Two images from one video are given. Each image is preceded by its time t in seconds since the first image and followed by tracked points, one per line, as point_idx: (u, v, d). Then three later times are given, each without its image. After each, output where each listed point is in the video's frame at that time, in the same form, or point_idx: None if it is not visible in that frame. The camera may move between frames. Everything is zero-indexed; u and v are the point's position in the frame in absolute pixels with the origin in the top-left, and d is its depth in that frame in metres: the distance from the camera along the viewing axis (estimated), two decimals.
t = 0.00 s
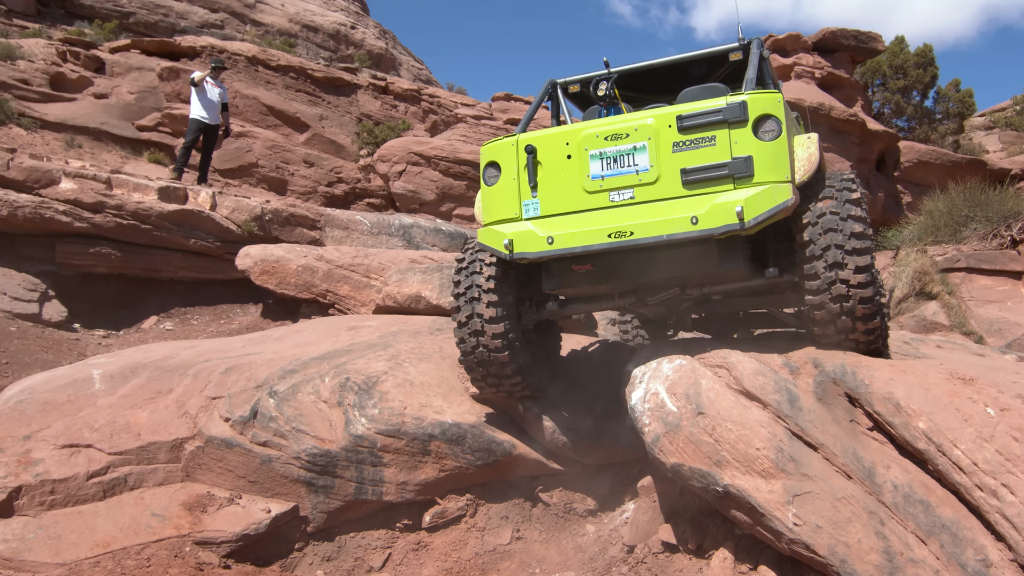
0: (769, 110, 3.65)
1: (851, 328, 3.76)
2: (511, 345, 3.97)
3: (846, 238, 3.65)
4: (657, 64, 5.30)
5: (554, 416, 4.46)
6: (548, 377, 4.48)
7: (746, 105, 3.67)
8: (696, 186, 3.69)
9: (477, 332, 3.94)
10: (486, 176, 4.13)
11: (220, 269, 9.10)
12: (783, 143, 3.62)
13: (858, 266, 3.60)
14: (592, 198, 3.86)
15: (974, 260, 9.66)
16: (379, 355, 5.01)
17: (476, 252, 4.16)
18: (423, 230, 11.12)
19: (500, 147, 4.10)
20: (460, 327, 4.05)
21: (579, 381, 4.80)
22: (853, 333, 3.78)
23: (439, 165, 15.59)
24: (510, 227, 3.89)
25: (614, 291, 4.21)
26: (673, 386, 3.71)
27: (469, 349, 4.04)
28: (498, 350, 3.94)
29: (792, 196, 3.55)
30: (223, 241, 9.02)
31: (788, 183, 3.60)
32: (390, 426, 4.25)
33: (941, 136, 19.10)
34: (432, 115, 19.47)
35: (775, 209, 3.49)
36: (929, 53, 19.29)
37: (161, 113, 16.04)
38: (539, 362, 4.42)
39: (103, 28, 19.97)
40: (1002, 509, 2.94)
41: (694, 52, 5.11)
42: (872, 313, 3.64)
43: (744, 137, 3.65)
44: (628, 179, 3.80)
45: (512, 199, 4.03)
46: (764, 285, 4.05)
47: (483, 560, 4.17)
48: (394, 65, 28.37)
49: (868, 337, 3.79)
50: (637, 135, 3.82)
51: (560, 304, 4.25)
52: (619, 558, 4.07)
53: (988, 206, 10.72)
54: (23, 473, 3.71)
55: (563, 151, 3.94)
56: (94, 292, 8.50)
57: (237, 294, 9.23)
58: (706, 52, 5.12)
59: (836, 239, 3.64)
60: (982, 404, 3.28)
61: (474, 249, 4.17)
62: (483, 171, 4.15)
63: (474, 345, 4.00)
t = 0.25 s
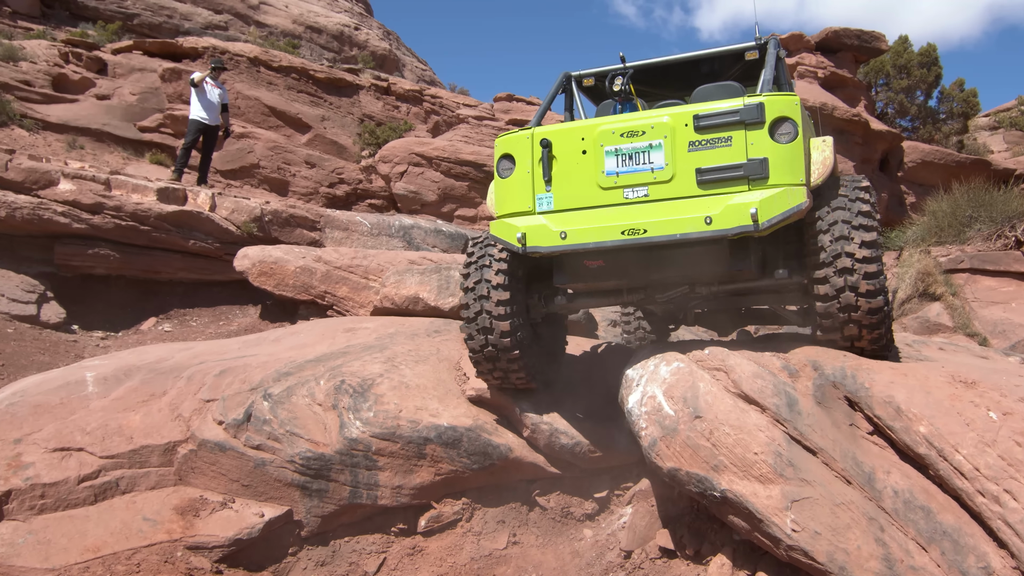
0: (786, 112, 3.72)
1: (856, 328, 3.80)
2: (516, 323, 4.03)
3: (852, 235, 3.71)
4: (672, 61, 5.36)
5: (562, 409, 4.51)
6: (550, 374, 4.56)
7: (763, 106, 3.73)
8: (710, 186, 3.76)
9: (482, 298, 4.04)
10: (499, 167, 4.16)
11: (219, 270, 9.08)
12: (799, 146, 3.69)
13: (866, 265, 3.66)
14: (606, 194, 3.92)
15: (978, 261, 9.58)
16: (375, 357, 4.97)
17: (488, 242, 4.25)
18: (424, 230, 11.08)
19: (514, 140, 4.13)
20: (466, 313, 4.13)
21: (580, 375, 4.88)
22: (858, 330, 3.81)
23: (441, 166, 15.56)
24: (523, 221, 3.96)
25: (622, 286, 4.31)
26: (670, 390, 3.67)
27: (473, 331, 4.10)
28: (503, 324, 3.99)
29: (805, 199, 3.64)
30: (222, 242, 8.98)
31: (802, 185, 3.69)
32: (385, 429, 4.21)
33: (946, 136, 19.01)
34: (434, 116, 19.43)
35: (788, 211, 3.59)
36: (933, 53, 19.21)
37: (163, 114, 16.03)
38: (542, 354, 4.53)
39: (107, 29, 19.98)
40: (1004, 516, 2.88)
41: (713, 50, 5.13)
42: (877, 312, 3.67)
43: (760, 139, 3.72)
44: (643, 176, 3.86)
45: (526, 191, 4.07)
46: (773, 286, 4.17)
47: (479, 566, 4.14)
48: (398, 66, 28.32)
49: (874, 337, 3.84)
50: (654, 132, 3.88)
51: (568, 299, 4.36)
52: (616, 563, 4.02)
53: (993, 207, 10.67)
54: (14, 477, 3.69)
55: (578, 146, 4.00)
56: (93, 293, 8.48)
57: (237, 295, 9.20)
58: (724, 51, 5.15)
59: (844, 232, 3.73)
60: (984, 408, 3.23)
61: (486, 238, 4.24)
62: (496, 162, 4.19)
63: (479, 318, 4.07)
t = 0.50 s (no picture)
0: (804, 121, 3.80)
1: (860, 330, 3.89)
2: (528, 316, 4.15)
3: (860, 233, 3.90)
4: (689, 60, 5.48)
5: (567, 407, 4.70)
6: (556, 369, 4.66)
7: (780, 114, 3.80)
8: (726, 190, 3.84)
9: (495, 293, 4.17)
10: (517, 162, 4.22)
11: (218, 271, 9.04)
12: (815, 153, 3.77)
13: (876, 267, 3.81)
14: (622, 194, 3.99)
15: (982, 261, 9.49)
16: (370, 359, 4.92)
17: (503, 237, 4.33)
18: (424, 231, 11.03)
19: (532, 136, 4.19)
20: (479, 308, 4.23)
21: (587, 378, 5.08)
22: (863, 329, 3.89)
23: (442, 167, 15.52)
24: (539, 217, 4.03)
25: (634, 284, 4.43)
26: (667, 393, 3.62)
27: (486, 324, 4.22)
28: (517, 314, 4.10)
29: (818, 208, 3.74)
30: (221, 243, 8.95)
31: (816, 193, 3.77)
32: (380, 432, 4.16)
33: (949, 136, 18.91)
34: (435, 116, 19.39)
35: (801, 219, 3.68)
36: (936, 53, 19.06)
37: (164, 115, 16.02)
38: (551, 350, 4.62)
39: (109, 30, 20.00)
40: (1006, 522, 2.83)
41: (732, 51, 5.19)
42: (884, 309, 3.78)
43: (777, 146, 3.80)
44: (660, 177, 3.94)
45: (542, 187, 4.13)
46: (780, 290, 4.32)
47: (474, 570, 4.09)
48: (402, 66, 28.26)
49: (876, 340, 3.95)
50: (672, 135, 3.95)
51: (580, 296, 4.46)
52: (612, 568, 3.99)
53: (996, 207, 10.57)
54: (2, 480, 3.64)
55: (596, 145, 4.06)
56: (91, 294, 8.46)
57: (236, 295, 9.16)
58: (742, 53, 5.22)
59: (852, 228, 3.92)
60: (986, 412, 3.18)
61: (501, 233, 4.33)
62: (513, 157, 4.24)
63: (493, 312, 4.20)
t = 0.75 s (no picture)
0: (817, 126, 3.87)
1: (862, 330, 3.99)
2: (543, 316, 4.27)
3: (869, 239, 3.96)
4: (707, 61, 5.61)
5: (578, 402, 4.85)
6: (568, 362, 4.82)
7: (794, 120, 3.88)
8: (739, 191, 3.92)
9: (512, 301, 4.25)
10: (535, 157, 4.34)
11: (216, 272, 9.03)
12: (827, 159, 3.84)
13: (882, 272, 3.90)
14: (637, 191, 4.09)
15: (985, 262, 9.41)
16: (366, 361, 4.88)
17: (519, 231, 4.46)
18: (423, 232, 10.97)
19: (552, 131, 4.31)
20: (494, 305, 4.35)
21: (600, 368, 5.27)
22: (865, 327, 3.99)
23: (443, 168, 15.49)
24: (556, 212, 4.17)
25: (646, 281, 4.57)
26: (664, 396, 3.58)
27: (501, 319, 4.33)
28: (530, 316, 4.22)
29: (828, 212, 3.82)
30: (219, 244, 8.92)
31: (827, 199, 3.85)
32: (374, 435, 4.12)
33: (953, 137, 18.83)
34: (437, 117, 19.36)
35: (811, 223, 3.77)
36: (939, 53, 18.94)
37: (166, 116, 16.01)
38: (563, 344, 4.75)
39: (111, 32, 20.03)
40: (1008, 529, 2.78)
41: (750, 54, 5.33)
42: (888, 311, 3.88)
43: (790, 150, 3.87)
44: (674, 177, 4.03)
45: (559, 182, 4.25)
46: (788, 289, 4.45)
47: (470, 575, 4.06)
48: (405, 68, 28.24)
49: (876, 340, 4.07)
50: (687, 136, 4.04)
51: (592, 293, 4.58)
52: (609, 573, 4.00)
53: (1000, 207, 10.49)
54: None
55: (613, 143, 4.17)
56: (89, 296, 8.45)
57: (234, 297, 9.15)
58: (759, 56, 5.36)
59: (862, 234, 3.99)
60: (988, 416, 3.13)
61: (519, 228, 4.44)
62: (532, 151, 4.36)
63: (507, 315, 4.30)
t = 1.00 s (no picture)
0: (827, 131, 4.14)
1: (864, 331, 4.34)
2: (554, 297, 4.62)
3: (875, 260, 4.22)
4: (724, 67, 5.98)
5: (590, 391, 5.23)
6: (579, 354, 5.24)
7: (805, 124, 4.16)
8: (748, 189, 4.21)
9: (526, 279, 4.62)
10: (554, 150, 4.67)
11: (217, 276, 9.00)
12: (834, 163, 4.12)
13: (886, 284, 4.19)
14: (651, 186, 4.41)
15: (988, 267, 9.40)
16: (363, 366, 4.86)
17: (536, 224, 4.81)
18: (424, 236, 10.90)
19: (571, 126, 4.63)
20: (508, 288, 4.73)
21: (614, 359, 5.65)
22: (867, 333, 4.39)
23: (444, 172, 15.47)
24: (572, 204, 4.52)
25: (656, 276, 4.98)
26: (661, 402, 3.54)
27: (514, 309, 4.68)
28: (542, 296, 4.58)
29: (834, 213, 4.10)
30: (219, 248, 8.91)
31: (832, 200, 4.12)
32: (370, 441, 4.10)
33: (955, 140, 18.78)
34: (439, 121, 19.39)
35: (818, 222, 4.03)
36: (942, 57, 19.03)
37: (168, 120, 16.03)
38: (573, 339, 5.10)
39: (114, 35, 20.09)
40: (1008, 537, 2.74)
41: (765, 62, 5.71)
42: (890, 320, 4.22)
43: (799, 153, 4.15)
44: (687, 174, 4.34)
45: (577, 175, 4.59)
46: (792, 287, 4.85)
47: None
48: (408, 71, 28.26)
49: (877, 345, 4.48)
50: (701, 135, 4.33)
51: (603, 289, 5.01)
52: None
53: (1002, 211, 10.45)
54: None
55: (630, 139, 4.47)
56: (89, 299, 8.45)
57: (234, 301, 9.13)
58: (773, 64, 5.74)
59: (866, 253, 4.23)
60: (988, 422, 3.09)
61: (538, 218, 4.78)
62: (552, 145, 4.69)
63: (520, 295, 4.66)
